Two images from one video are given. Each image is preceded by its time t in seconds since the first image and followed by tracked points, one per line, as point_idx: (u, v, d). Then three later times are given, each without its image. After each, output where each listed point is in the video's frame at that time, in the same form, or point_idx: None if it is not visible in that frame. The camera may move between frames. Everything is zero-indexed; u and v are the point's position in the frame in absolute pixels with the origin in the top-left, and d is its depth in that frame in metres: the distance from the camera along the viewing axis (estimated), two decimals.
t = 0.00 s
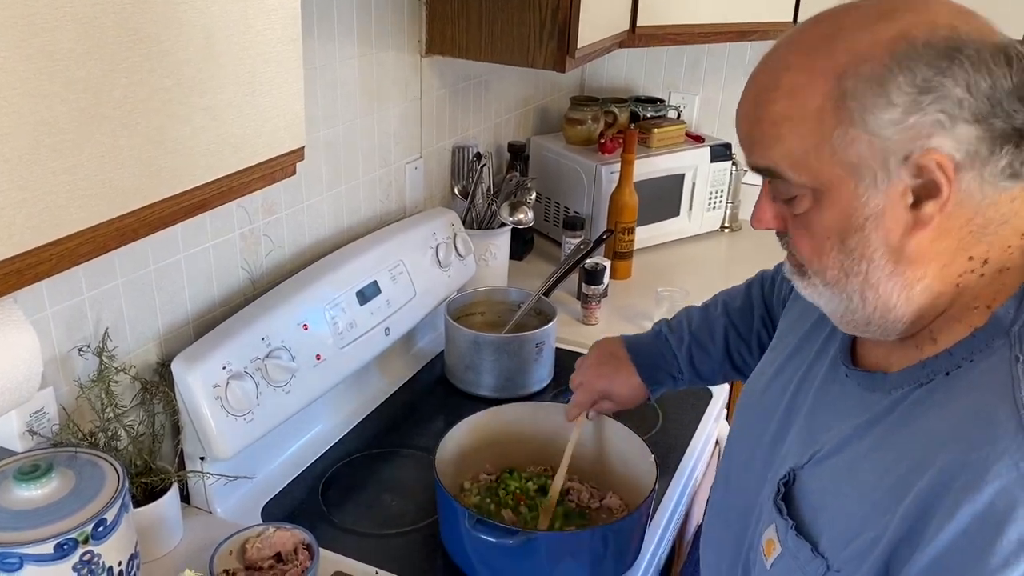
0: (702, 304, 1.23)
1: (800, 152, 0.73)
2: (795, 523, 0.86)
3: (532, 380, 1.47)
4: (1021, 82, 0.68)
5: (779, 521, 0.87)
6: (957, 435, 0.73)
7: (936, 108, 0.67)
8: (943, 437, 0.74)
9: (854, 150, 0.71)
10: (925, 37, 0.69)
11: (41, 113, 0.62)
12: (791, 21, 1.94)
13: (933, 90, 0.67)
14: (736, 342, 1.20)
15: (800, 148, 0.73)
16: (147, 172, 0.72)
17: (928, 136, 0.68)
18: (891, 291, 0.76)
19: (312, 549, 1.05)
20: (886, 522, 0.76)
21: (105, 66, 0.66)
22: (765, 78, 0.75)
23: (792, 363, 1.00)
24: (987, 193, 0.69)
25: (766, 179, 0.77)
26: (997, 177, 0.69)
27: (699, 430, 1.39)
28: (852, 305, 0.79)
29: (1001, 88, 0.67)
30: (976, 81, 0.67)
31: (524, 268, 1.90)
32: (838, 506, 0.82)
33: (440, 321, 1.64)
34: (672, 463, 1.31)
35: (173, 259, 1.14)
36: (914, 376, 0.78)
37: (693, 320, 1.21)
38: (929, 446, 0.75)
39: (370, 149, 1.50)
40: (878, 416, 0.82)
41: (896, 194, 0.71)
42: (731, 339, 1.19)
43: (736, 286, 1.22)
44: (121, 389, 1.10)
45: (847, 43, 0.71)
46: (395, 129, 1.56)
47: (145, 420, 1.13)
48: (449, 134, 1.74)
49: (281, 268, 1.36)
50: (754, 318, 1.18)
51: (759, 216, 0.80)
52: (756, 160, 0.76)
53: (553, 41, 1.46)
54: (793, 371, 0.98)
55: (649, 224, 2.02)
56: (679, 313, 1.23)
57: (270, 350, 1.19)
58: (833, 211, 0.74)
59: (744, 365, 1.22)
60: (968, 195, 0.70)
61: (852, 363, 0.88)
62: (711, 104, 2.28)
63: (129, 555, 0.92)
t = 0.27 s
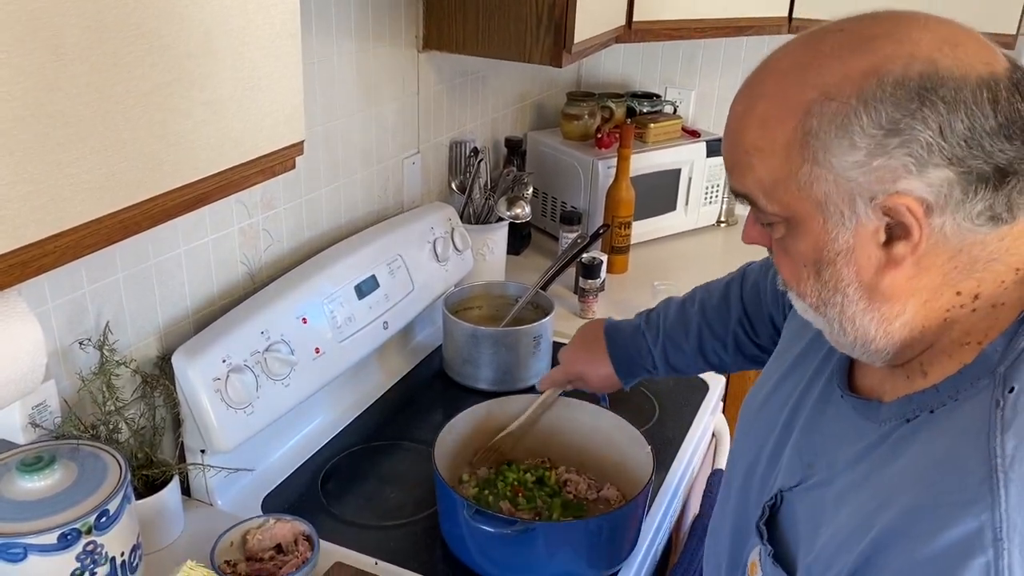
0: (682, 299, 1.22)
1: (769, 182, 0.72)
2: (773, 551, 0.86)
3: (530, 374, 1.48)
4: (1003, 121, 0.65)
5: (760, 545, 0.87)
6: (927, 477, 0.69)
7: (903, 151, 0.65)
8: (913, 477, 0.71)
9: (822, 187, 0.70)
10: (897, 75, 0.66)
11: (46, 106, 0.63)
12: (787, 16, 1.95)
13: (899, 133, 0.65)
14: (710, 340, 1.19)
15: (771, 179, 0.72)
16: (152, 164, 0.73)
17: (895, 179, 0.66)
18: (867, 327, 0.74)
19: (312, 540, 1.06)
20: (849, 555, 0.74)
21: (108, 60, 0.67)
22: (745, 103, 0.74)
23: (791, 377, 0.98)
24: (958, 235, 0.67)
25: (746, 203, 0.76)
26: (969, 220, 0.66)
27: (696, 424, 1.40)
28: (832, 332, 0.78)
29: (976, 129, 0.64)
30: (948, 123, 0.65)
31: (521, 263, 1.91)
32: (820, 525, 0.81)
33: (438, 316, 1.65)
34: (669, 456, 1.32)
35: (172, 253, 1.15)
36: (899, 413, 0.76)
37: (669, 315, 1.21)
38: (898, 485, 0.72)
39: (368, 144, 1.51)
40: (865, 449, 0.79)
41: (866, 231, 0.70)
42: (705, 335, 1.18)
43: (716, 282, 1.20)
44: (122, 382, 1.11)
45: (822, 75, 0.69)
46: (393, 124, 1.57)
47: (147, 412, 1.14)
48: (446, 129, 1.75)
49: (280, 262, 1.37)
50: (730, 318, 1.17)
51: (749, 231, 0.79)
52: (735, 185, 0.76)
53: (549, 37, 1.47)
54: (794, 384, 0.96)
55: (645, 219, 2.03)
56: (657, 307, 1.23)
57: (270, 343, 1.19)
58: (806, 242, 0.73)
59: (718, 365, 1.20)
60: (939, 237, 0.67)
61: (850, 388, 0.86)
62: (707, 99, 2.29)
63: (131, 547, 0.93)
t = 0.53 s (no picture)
0: (726, 294, 1.20)
1: (753, 194, 0.74)
2: (757, 556, 0.89)
3: (527, 367, 1.49)
4: (987, 135, 0.65)
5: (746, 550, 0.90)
6: (902, 490, 0.70)
7: (882, 167, 0.66)
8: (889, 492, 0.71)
9: (804, 201, 0.71)
10: (876, 89, 0.66)
11: (48, 96, 0.64)
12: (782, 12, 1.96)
13: (878, 148, 0.66)
14: (765, 331, 1.17)
15: (755, 190, 0.73)
16: (152, 154, 0.74)
17: (875, 195, 0.67)
18: (853, 341, 0.75)
19: (311, 529, 1.07)
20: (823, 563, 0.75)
21: (108, 51, 0.68)
22: (732, 113, 0.75)
23: (789, 381, 0.99)
24: (940, 251, 0.68)
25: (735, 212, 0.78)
26: (951, 237, 0.67)
27: (691, 416, 1.41)
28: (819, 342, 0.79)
29: (956, 145, 0.65)
30: (928, 139, 0.65)
31: (518, 257, 1.93)
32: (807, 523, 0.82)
33: (435, 310, 1.66)
34: (665, 447, 1.33)
35: (171, 247, 1.16)
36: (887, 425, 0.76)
37: (717, 312, 1.19)
38: (874, 497, 0.72)
39: (365, 139, 1.52)
40: (852, 460, 0.80)
41: (848, 246, 0.71)
42: (757, 331, 1.17)
43: (757, 275, 1.19)
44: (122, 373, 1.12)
45: (805, 87, 0.70)
46: (390, 118, 1.58)
47: (146, 403, 1.14)
48: (443, 124, 1.76)
49: (278, 256, 1.38)
50: (780, 309, 1.15)
51: (741, 239, 0.81)
52: (723, 195, 0.77)
53: (545, 32, 1.48)
54: (789, 389, 0.98)
55: (641, 213, 2.04)
56: (703, 306, 1.21)
57: (269, 336, 1.21)
58: (791, 253, 0.75)
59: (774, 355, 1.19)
60: (921, 253, 0.68)
61: (845, 397, 0.87)
62: (703, 94, 2.30)
63: (132, 535, 0.94)
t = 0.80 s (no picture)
0: (744, 284, 1.20)
1: (760, 170, 0.75)
2: (753, 541, 0.90)
3: (523, 362, 1.49)
4: (996, 120, 0.65)
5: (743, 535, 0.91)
6: (896, 471, 0.70)
7: (888, 146, 0.67)
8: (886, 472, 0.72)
9: (810, 178, 0.72)
10: (887, 67, 0.67)
11: (45, 91, 0.64)
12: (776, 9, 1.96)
13: (885, 127, 0.67)
14: (780, 322, 1.16)
15: (763, 166, 0.74)
16: (147, 149, 0.75)
17: (880, 174, 0.68)
18: (856, 322, 0.76)
19: (308, 524, 1.08)
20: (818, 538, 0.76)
21: (105, 45, 0.68)
22: (745, 90, 0.76)
23: (790, 373, 1.00)
24: (944, 234, 0.68)
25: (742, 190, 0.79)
26: (956, 220, 0.67)
27: (687, 410, 1.42)
28: (821, 323, 0.79)
29: (964, 128, 0.65)
30: (936, 119, 0.66)
31: (514, 254, 1.93)
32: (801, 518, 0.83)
33: (432, 306, 1.66)
34: (661, 442, 1.34)
35: (168, 242, 1.16)
36: (886, 409, 0.77)
37: (733, 304, 1.18)
38: (873, 477, 0.73)
39: (361, 135, 1.52)
40: (852, 446, 0.80)
41: (852, 225, 0.71)
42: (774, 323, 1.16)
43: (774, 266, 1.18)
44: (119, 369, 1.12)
45: (818, 65, 0.71)
46: (386, 115, 1.58)
47: (143, 399, 1.15)
48: (439, 120, 1.76)
49: (274, 252, 1.38)
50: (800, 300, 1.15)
51: (748, 218, 0.82)
52: (731, 171, 0.78)
53: (540, 28, 1.48)
54: (789, 381, 0.99)
55: (636, 210, 2.05)
56: (720, 296, 1.21)
57: (266, 331, 1.21)
58: (795, 231, 0.76)
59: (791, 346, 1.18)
60: (925, 235, 0.68)
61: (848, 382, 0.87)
62: (698, 92, 2.31)
63: (129, 530, 0.95)
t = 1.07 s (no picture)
0: (715, 289, 1.25)
1: (759, 150, 0.77)
2: (754, 518, 0.90)
3: (518, 362, 1.50)
4: (984, 97, 0.69)
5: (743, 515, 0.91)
6: (897, 430, 0.73)
7: (881, 123, 0.70)
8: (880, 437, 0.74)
9: (806, 156, 0.74)
10: (880, 48, 0.70)
11: (38, 91, 0.64)
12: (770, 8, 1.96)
13: (879, 104, 0.69)
14: (744, 328, 1.21)
15: (761, 147, 0.77)
16: (141, 149, 0.74)
17: (874, 149, 0.71)
18: (849, 297, 0.79)
19: (303, 523, 1.08)
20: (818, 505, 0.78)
21: (99, 44, 0.68)
22: (743, 73, 0.78)
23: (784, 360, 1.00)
24: (933, 208, 0.71)
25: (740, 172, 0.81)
26: (946, 194, 0.71)
27: (682, 410, 1.42)
28: (814, 301, 0.82)
29: (953, 106, 0.68)
30: (927, 97, 0.69)
31: (510, 253, 1.93)
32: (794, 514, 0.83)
33: (427, 306, 1.66)
34: (656, 440, 1.34)
35: (162, 242, 1.16)
36: (880, 378, 0.80)
37: (699, 307, 1.24)
38: (871, 441, 0.75)
39: (356, 135, 1.52)
40: (841, 416, 0.83)
41: (847, 201, 0.74)
42: (738, 324, 1.21)
43: (743, 274, 1.23)
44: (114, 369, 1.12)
45: (814, 48, 0.73)
46: (381, 114, 1.58)
47: (138, 399, 1.15)
48: (434, 120, 1.76)
49: (269, 252, 1.38)
50: (763, 304, 1.19)
51: (744, 203, 0.84)
52: (729, 153, 0.80)
53: (535, 28, 1.48)
54: (781, 368, 1.00)
55: (632, 209, 2.05)
56: (693, 298, 1.27)
57: (261, 331, 1.21)
58: (792, 211, 0.78)
59: (755, 353, 1.23)
60: (916, 208, 0.72)
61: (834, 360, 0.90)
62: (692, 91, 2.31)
63: (124, 530, 0.95)
